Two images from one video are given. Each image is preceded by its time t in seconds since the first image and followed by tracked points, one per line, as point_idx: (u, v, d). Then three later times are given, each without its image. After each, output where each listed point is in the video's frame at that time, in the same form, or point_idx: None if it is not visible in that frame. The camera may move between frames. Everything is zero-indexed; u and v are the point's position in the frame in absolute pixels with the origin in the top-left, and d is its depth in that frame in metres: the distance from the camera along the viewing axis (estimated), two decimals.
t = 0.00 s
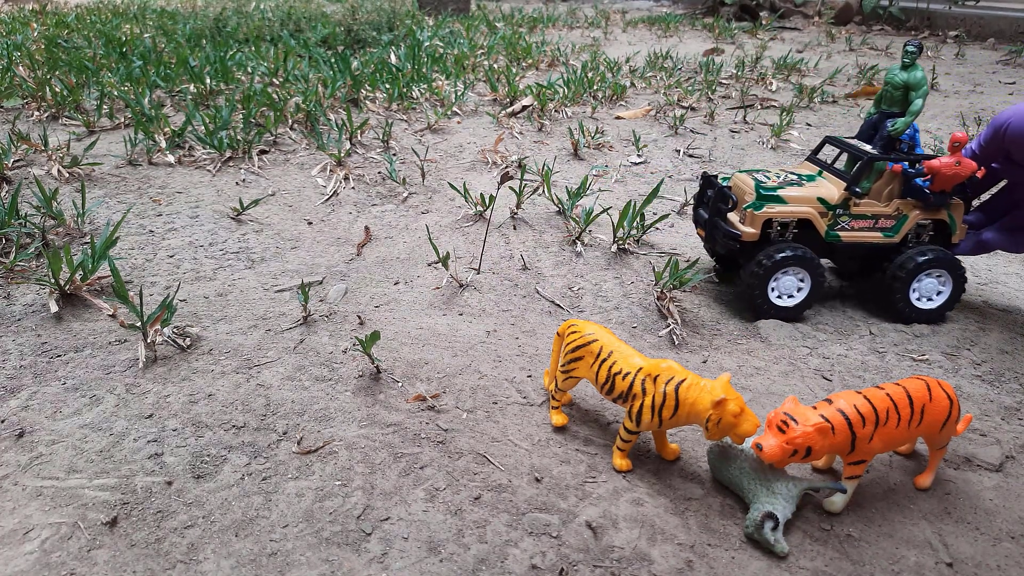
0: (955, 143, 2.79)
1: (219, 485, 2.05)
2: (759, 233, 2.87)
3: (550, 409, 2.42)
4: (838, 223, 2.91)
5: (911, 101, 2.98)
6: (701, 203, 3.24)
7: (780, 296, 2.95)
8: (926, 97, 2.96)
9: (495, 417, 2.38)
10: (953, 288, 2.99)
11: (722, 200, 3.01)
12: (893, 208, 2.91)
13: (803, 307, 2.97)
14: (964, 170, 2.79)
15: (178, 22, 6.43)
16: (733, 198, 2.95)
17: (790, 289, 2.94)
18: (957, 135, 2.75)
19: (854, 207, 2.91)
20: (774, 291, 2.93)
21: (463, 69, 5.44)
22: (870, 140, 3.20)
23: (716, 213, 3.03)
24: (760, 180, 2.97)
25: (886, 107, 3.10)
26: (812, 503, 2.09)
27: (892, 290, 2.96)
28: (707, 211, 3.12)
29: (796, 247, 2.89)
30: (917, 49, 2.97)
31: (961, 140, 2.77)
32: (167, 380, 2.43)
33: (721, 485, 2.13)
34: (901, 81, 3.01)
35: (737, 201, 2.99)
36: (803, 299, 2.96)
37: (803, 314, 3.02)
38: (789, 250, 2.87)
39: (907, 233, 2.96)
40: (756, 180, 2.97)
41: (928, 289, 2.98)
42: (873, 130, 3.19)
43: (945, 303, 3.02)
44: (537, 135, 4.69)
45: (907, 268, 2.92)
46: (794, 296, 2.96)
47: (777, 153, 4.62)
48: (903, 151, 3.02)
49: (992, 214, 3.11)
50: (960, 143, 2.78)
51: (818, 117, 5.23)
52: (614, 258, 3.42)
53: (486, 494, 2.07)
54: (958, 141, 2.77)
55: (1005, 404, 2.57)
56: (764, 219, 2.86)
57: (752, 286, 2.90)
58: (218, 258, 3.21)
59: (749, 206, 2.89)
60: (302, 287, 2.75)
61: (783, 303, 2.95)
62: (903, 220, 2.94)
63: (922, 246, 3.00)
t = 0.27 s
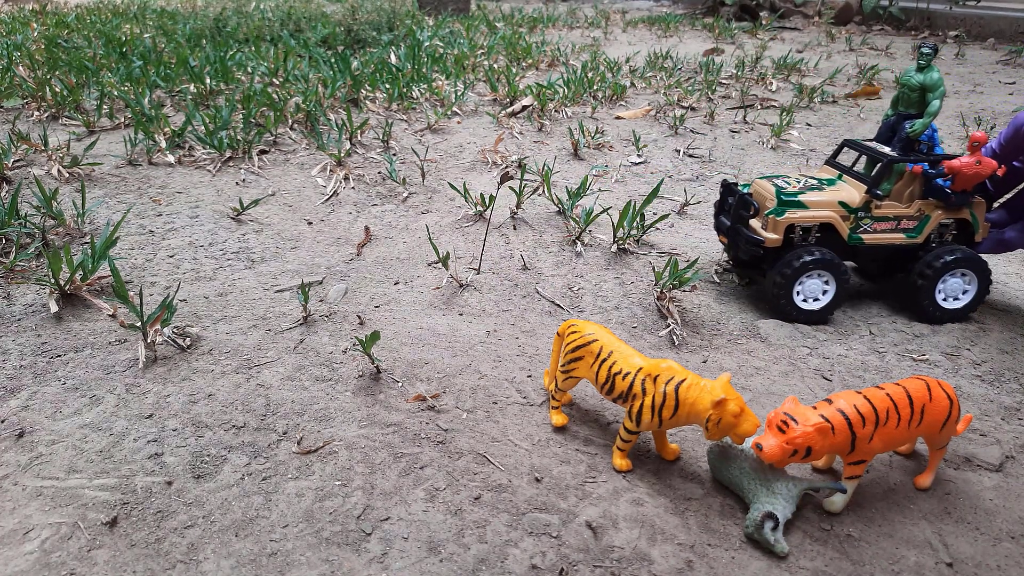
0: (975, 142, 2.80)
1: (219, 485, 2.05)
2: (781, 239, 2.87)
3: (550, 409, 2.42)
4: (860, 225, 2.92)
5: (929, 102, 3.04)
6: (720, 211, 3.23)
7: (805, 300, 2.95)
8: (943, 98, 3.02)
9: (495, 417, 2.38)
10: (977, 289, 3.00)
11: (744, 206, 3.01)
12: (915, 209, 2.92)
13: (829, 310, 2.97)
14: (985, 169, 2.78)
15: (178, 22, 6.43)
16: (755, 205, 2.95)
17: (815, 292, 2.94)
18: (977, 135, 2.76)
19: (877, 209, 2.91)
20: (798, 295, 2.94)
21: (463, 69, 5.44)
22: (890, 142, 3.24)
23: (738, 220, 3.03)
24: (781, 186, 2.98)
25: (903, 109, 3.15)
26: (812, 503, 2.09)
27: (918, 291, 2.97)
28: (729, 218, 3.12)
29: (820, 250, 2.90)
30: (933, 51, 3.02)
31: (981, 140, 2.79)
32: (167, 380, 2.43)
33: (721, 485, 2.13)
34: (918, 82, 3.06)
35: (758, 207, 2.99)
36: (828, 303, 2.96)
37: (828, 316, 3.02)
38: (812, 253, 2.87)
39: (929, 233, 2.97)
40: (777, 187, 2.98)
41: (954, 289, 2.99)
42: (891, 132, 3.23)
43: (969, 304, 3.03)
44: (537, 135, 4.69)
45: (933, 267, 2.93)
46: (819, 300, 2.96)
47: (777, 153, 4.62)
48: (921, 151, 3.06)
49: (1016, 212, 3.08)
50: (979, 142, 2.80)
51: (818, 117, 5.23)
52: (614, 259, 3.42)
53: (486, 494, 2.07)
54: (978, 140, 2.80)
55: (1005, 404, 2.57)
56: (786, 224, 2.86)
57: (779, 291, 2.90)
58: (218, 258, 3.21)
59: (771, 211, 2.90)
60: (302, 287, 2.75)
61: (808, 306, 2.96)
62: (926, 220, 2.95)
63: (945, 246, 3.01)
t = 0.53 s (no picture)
0: (982, 142, 2.78)
1: (219, 485, 2.05)
2: (789, 240, 2.89)
3: (550, 409, 2.42)
4: (867, 225, 2.91)
5: (936, 102, 3.03)
6: (727, 211, 3.24)
7: (812, 300, 2.95)
8: (950, 98, 3.01)
9: (495, 417, 2.38)
10: (984, 287, 3.00)
11: (751, 207, 3.01)
12: (921, 209, 2.92)
13: (836, 310, 2.97)
14: (992, 169, 2.79)
15: (178, 22, 6.43)
16: (762, 206, 2.96)
17: (821, 293, 2.94)
18: (984, 135, 2.74)
19: (883, 209, 2.91)
20: (805, 296, 2.94)
21: (463, 69, 5.44)
22: (896, 142, 3.29)
23: (745, 220, 3.03)
24: (788, 187, 2.98)
25: (910, 109, 3.16)
26: (812, 503, 2.09)
27: (925, 290, 2.97)
28: (736, 219, 3.12)
29: (828, 250, 2.91)
30: (939, 52, 3.03)
31: (988, 139, 2.76)
32: (167, 380, 2.43)
33: (721, 485, 2.13)
34: (924, 82, 3.06)
35: (766, 208, 2.99)
36: (835, 303, 2.96)
37: (834, 317, 3.02)
38: (819, 254, 2.87)
39: (936, 233, 2.97)
40: (784, 187, 2.98)
41: (961, 288, 2.98)
42: (898, 132, 3.27)
43: (976, 303, 3.03)
44: (537, 135, 4.69)
45: (940, 266, 2.93)
46: (826, 300, 2.96)
47: (777, 153, 4.62)
48: (928, 151, 3.09)
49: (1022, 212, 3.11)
50: (986, 142, 2.77)
51: (818, 117, 5.23)
52: (614, 258, 3.42)
53: (486, 494, 2.07)
54: (984, 140, 2.77)
55: (1005, 404, 2.57)
56: (794, 225, 2.88)
57: (784, 292, 2.91)
58: (218, 258, 3.21)
59: (778, 213, 2.91)
60: (302, 286, 2.75)
61: (815, 307, 2.96)
62: (932, 220, 2.95)
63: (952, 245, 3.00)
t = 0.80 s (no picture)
0: (982, 143, 2.77)
1: (219, 485, 2.05)
2: (788, 240, 2.89)
3: (550, 409, 2.42)
4: (867, 225, 2.91)
5: (936, 102, 3.02)
6: (727, 211, 3.24)
7: (811, 300, 2.95)
8: (950, 98, 3.00)
9: (495, 417, 2.38)
10: (984, 287, 3.00)
11: (750, 207, 3.01)
12: (921, 209, 2.92)
13: (835, 310, 2.97)
14: (992, 169, 2.79)
15: (178, 22, 6.43)
16: (762, 206, 2.96)
17: (821, 293, 2.95)
18: (985, 135, 2.74)
19: (883, 209, 2.91)
20: (805, 296, 2.93)
21: (463, 69, 5.44)
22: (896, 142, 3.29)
23: (744, 220, 3.03)
24: (787, 187, 2.98)
25: (910, 109, 3.16)
26: (813, 503, 2.09)
27: (925, 291, 2.97)
28: (735, 219, 3.12)
29: (827, 250, 2.91)
30: (939, 52, 3.02)
31: (988, 140, 2.76)
32: (167, 380, 2.43)
33: (721, 485, 2.13)
34: (924, 82, 3.05)
35: (765, 208, 2.99)
36: (834, 303, 2.96)
37: (834, 317, 3.02)
38: (818, 255, 2.87)
39: (936, 233, 2.97)
40: (784, 187, 2.98)
41: (960, 288, 2.98)
42: (898, 131, 3.27)
43: (976, 303, 3.03)
44: (537, 135, 4.69)
45: (939, 267, 2.93)
46: (825, 300, 2.96)
47: (777, 153, 4.62)
48: (928, 151, 3.09)
49: None
50: (986, 143, 2.76)
51: (818, 117, 5.23)
52: (614, 258, 3.42)
53: (486, 494, 2.07)
54: (984, 140, 2.76)
55: (1005, 404, 2.57)
56: (793, 225, 2.88)
57: (784, 292, 2.91)
58: (218, 258, 3.21)
59: (778, 213, 2.91)
60: (302, 286, 2.75)
61: (814, 307, 2.96)
62: (932, 220, 2.95)
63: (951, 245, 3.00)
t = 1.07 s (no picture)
0: (981, 142, 2.76)
1: (219, 485, 2.05)
2: (788, 240, 2.89)
3: (550, 409, 2.42)
4: (867, 225, 2.92)
5: (935, 102, 3.02)
6: (727, 211, 3.24)
7: (811, 300, 2.95)
8: (950, 98, 3.00)
9: (495, 417, 2.38)
10: (984, 287, 3.00)
11: (750, 207, 3.01)
12: (921, 209, 2.93)
13: (835, 310, 2.97)
14: (992, 170, 2.79)
15: (178, 22, 6.43)
16: (762, 206, 2.96)
17: (820, 294, 2.95)
18: (984, 136, 2.73)
19: (883, 209, 2.91)
20: (805, 296, 2.93)
21: (463, 69, 5.44)
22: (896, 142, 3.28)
23: (744, 221, 3.03)
24: (787, 187, 2.98)
25: (910, 109, 3.16)
26: (813, 504, 2.09)
27: (925, 291, 2.97)
28: (735, 219, 3.12)
29: (828, 250, 2.91)
30: (938, 52, 3.02)
31: (987, 140, 2.75)
32: (167, 380, 2.43)
33: (721, 485, 2.13)
34: (924, 83, 3.05)
35: (765, 208, 2.99)
36: (834, 303, 2.96)
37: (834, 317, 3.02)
38: (818, 255, 2.87)
39: (935, 233, 2.97)
40: (784, 187, 2.98)
41: (960, 288, 2.98)
42: (898, 131, 3.27)
43: (975, 304, 3.02)
44: (537, 135, 4.69)
45: (939, 267, 2.93)
46: (824, 300, 2.96)
47: (777, 153, 4.62)
48: (928, 151, 3.09)
49: None
50: (986, 142, 2.75)
51: (818, 117, 5.23)
52: (614, 258, 3.42)
53: (486, 494, 2.07)
54: (984, 140, 2.75)
55: (1005, 404, 2.57)
56: (793, 225, 2.88)
57: (784, 292, 2.91)
58: (218, 258, 3.21)
59: (778, 213, 2.91)
60: (302, 286, 2.75)
61: (814, 307, 2.96)
62: (932, 220, 2.95)
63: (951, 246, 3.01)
